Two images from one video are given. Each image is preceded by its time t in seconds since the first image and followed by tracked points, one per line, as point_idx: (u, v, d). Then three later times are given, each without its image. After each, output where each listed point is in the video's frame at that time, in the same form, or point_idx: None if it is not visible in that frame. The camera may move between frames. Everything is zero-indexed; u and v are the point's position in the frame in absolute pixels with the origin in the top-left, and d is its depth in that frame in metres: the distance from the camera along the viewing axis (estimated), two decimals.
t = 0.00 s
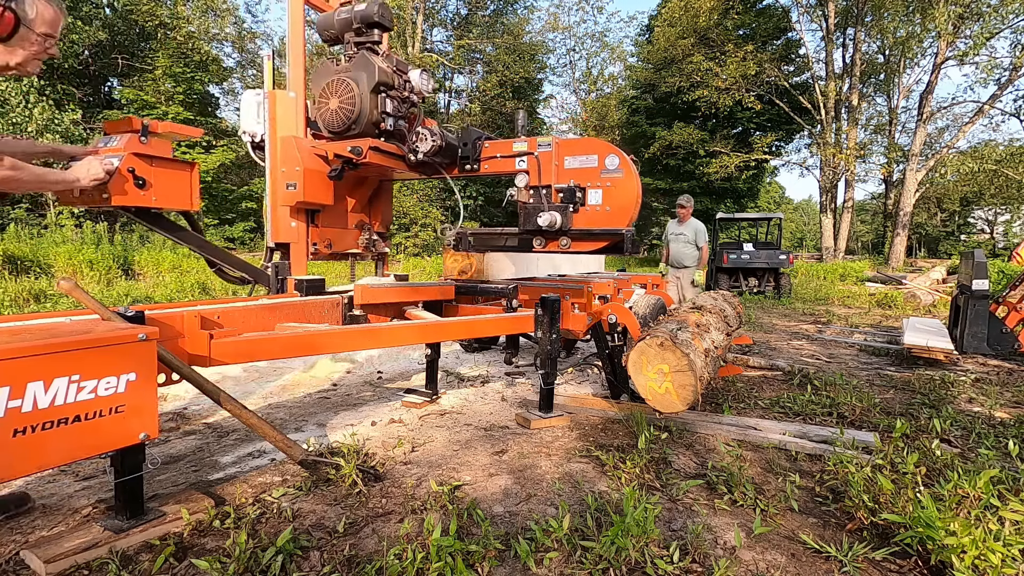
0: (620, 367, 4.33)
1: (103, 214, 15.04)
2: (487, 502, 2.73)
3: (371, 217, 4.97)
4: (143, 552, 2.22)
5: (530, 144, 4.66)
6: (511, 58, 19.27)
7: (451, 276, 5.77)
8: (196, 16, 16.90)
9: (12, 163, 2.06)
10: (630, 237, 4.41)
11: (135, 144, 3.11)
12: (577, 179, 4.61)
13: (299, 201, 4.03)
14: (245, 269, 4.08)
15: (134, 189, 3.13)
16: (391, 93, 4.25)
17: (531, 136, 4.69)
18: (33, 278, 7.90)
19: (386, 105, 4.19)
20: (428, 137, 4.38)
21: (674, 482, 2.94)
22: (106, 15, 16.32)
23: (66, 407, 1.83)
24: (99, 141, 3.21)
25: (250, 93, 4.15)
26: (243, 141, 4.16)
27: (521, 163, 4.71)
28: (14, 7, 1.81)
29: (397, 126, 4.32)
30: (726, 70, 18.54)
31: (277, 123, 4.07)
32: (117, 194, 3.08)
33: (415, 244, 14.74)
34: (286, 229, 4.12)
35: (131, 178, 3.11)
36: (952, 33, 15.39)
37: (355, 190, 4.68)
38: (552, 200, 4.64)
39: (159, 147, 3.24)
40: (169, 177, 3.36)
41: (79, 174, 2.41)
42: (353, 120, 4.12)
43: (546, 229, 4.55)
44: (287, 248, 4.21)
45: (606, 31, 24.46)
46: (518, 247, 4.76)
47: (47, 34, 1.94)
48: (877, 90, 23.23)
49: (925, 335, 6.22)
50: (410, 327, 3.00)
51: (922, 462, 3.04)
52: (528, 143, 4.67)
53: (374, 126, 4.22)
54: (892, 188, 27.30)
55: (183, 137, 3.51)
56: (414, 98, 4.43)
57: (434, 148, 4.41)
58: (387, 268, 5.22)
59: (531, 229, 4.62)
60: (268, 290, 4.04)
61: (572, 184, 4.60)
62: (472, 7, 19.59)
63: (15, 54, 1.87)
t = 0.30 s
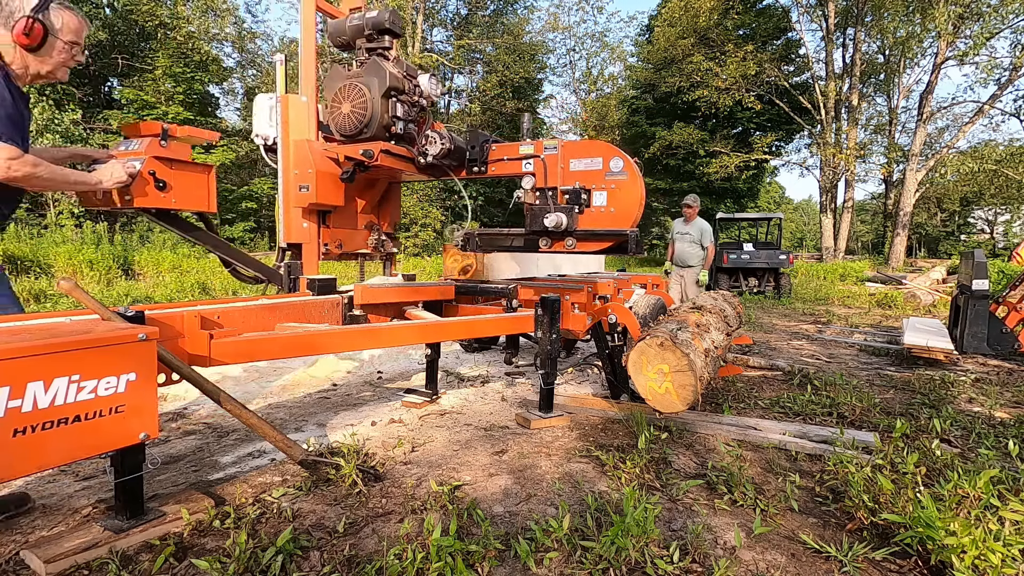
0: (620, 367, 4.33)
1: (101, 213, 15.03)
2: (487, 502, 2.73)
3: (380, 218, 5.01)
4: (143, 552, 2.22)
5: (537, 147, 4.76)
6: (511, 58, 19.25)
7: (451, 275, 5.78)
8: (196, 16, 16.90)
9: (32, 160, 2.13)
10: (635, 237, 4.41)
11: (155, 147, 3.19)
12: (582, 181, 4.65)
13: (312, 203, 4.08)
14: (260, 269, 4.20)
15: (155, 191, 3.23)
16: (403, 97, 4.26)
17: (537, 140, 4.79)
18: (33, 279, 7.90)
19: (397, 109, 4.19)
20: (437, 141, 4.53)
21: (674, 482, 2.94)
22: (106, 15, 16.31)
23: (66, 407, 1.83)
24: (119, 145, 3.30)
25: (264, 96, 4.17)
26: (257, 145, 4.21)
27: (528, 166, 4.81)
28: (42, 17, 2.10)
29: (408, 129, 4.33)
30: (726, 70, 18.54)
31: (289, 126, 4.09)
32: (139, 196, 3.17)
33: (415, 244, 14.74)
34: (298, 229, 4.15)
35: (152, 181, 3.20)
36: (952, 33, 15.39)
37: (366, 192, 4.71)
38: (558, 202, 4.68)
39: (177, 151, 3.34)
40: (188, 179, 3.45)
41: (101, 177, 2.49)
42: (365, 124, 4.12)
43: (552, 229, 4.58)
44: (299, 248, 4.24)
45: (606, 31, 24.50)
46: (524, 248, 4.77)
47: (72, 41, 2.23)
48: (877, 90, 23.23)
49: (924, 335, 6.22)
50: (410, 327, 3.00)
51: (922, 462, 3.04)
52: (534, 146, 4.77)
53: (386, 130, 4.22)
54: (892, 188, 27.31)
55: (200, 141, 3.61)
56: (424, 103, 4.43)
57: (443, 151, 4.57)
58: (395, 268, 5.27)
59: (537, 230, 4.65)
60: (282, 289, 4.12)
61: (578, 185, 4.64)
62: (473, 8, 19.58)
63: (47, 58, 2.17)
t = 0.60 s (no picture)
0: (620, 367, 4.34)
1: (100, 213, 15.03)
2: (487, 502, 2.73)
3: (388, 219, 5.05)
4: (143, 552, 2.22)
5: (543, 149, 4.72)
6: (510, 58, 19.23)
7: (451, 275, 5.79)
8: (196, 16, 16.87)
9: (66, 168, 2.22)
10: (639, 237, 4.46)
11: (175, 151, 3.24)
12: (588, 183, 4.66)
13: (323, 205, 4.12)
14: (273, 269, 4.32)
15: (175, 193, 3.25)
16: (412, 102, 4.39)
17: (543, 142, 4.75)
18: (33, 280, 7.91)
19: (407, 113, 4.33)
20: (446, 143, 4.45)
21: (674, 482, 2.94)
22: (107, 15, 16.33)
23: (66, 407, 1.83)
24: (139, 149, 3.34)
25: (275, 100, 4.36)
26: (268, 147, 4.38)
27: (533, 168, 4.75)
28: (77, 31, 2.19)
29: (417, 132, 4.45)
30: (726, 70, 18.53)
31: (301, 130, 4.16)
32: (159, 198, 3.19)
33: (415, 244, 14.74)
34: (310, 229, 4.22)
35: (172, 183, 3.23)
36: (952, 33, 15.40)
37: (374, 194, 4.79)
38: (564, 203, 4.69)
39: (196, 153, 3.37)
40: (207, 182, 3.48)
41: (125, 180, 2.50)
42: (376, 127, 4.25)
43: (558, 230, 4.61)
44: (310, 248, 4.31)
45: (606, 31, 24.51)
46: (530, 248, 4.83)
47: (106, 53, 2.31)
48: (877, 90, 23.23)
49: (925, 335, 6.22)
50: (410, 327, 3.00)
51: (922, 462, 3.04)
52: (541, 148, 4.72)
53: (396, 133, 4.35)
54: (892, 188, 27.30)
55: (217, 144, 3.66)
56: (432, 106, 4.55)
57: (452, 154, 4.50)
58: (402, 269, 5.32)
59: (543, 230, 4.69)
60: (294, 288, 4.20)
61: (583, 187, 4.65)
62: (472, 8, 19.56)
63: (82, 71, 2.27)
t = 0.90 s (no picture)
0: (620, 367, 4.34)
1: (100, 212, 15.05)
2: (487, 502, 2.73)
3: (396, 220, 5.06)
4: (143, 552, 2.22)
5: (548, 152, 4.74)
6: (510, 58, 19.23)
7: (451, 275, 5.79)
8: (196, 16, 16.59)
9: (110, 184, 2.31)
10: (642, 237, 4.50)
11: (192, 154, 3.31)
12: (592, 185, 4.66)
13: (334, 206, 4.19)
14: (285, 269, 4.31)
15: (193, 196, 3.32)
16: (421, 105, 4.40)
17: (549, 145, 4.77)
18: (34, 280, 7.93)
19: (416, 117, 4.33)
20: (454, 145, 4.54)
21: (674, 482, 2.94)
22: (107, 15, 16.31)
23: (66, 407, 1.83)
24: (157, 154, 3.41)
25: (286, 103, 4.38)
26: (280, 150, 4.38)
27: (539, 170, 4.76)
28: (128, 53, 2.25)
29: (425, 136, 4.47)
30: (726, 70, 18.53)
31: (313, 133, 4.23)
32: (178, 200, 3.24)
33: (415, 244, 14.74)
34: (320, 230, 4.27)
35: (190, 185, 3.29)
36: (952, 33, 15.41)
37: (383, 195, 4.79)
38: (569, 204, 4.70)
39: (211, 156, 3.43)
40: (222, 184, 3.54)
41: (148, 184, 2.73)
42: (387, 131, 4.26)
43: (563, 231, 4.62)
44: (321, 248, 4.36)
45: (606, 31, 24.53)
46: (537, 248, 4.85)
47: (152, 71, 2.38)
48: (877, 90, 23.23)
49: (925, 335, 6.22)
50: (410, 326, 3.00)
51: (922, 462, 3.04)
52: (547, 151, 4.75)
53: (405, 136, 4.36)
54: (892, 188, 27.30)
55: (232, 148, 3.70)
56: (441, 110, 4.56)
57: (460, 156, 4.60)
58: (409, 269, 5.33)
59: (549, 231, 4.71)
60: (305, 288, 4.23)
61: (587, 189, 4.65)
62: (472, 8, 19.54)
63: (128, 88, 2.35)
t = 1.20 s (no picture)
0: (620, 367, 4.34)
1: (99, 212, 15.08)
2: (487, 502, 2.73)
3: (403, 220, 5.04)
4: (143, 552, 2.22)
5: (553, 154, 4.75)
6: (510, 58, 19.22)
7: (451, 275, 5.79)
8: (196, 16, 16.62)
9: (148, 196, 2.34)
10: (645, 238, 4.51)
11: (207, 157, 3.61)
12: (596, 187, 4.66)
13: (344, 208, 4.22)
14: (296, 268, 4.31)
15: (207, 195, 3.59)
16: (429, 109, 4.43)
17: (553, 147, 4.79)
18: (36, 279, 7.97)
19: (424, 120, 4.36)
20: (461, 148, 4.58)
21: (674, 482, 2.94)
22: (107, 15, 16.29)
23: (66, 407, 1.83)
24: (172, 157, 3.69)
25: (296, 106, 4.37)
26: (290, 152, 4.33)
27: (544, 172, 4.78)
28: (169, 73, 2.32)
29: (433, 139, 4.50)
30: (726, 70, 18.53)
31: (322, 136, 4.25)
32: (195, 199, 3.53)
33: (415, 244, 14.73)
34: (330, 231, 4.29)
35: (206, 186, 3.59)
36: (952, 33, 15.41)
37: (391, 196, 4.77)
38: (573, 206, 4.70)
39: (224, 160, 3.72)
40: (236, 187, 3.82)
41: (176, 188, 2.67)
42: (396, 134, 4.30)
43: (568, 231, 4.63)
44: (331, 249, 4.37)
45: (606, 31, 24.55)
46: (541, 249, 4.86)
47: (189, 90, 2.46)
48: (877, 90, 23.22)
49: (925, 334, 6.23)
50: (410, 327, 3.00)
51: (922, 462, 3.04)
52: (551, 153, 4.76)
53: (413, 139, 4.40)
54: (892, 188, 27.29)
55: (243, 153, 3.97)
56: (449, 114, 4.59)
57: (467, 158, 4.62)
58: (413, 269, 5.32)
59: (553, 231, 4.72)
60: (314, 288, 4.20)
61: (591, 191, 4.65)
62: (472, 8, 19.52)
63: (165, 105, 2.42)
